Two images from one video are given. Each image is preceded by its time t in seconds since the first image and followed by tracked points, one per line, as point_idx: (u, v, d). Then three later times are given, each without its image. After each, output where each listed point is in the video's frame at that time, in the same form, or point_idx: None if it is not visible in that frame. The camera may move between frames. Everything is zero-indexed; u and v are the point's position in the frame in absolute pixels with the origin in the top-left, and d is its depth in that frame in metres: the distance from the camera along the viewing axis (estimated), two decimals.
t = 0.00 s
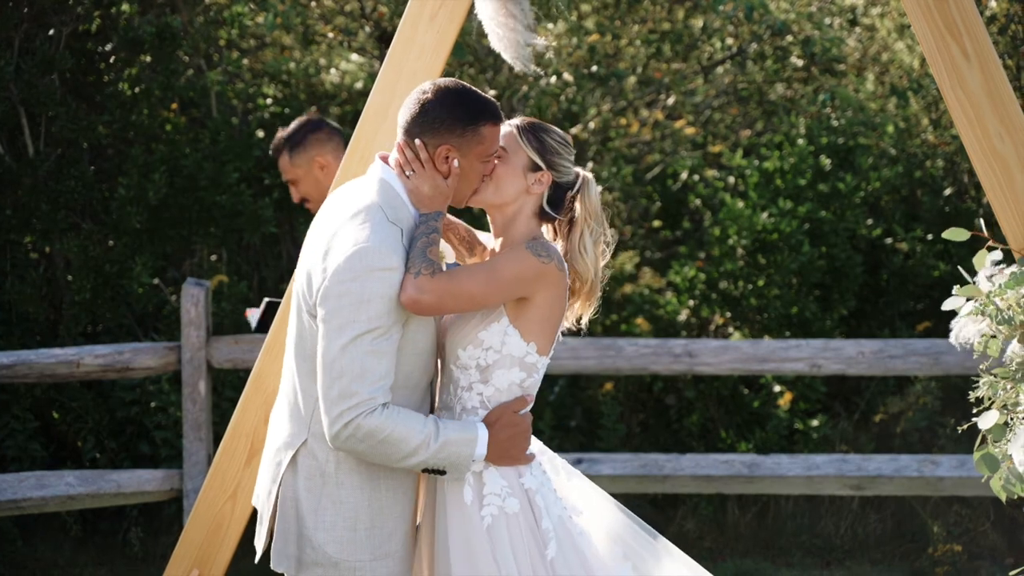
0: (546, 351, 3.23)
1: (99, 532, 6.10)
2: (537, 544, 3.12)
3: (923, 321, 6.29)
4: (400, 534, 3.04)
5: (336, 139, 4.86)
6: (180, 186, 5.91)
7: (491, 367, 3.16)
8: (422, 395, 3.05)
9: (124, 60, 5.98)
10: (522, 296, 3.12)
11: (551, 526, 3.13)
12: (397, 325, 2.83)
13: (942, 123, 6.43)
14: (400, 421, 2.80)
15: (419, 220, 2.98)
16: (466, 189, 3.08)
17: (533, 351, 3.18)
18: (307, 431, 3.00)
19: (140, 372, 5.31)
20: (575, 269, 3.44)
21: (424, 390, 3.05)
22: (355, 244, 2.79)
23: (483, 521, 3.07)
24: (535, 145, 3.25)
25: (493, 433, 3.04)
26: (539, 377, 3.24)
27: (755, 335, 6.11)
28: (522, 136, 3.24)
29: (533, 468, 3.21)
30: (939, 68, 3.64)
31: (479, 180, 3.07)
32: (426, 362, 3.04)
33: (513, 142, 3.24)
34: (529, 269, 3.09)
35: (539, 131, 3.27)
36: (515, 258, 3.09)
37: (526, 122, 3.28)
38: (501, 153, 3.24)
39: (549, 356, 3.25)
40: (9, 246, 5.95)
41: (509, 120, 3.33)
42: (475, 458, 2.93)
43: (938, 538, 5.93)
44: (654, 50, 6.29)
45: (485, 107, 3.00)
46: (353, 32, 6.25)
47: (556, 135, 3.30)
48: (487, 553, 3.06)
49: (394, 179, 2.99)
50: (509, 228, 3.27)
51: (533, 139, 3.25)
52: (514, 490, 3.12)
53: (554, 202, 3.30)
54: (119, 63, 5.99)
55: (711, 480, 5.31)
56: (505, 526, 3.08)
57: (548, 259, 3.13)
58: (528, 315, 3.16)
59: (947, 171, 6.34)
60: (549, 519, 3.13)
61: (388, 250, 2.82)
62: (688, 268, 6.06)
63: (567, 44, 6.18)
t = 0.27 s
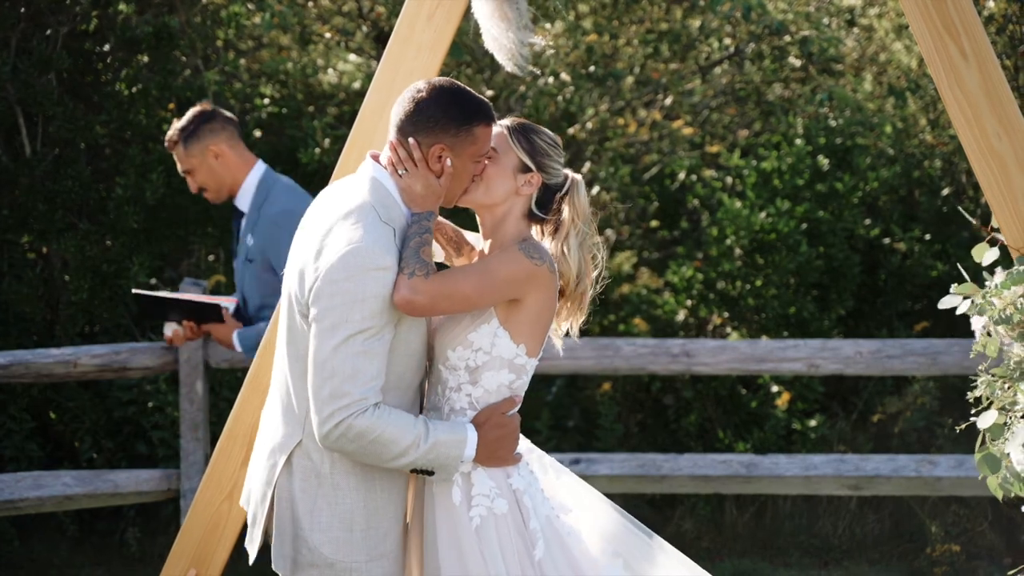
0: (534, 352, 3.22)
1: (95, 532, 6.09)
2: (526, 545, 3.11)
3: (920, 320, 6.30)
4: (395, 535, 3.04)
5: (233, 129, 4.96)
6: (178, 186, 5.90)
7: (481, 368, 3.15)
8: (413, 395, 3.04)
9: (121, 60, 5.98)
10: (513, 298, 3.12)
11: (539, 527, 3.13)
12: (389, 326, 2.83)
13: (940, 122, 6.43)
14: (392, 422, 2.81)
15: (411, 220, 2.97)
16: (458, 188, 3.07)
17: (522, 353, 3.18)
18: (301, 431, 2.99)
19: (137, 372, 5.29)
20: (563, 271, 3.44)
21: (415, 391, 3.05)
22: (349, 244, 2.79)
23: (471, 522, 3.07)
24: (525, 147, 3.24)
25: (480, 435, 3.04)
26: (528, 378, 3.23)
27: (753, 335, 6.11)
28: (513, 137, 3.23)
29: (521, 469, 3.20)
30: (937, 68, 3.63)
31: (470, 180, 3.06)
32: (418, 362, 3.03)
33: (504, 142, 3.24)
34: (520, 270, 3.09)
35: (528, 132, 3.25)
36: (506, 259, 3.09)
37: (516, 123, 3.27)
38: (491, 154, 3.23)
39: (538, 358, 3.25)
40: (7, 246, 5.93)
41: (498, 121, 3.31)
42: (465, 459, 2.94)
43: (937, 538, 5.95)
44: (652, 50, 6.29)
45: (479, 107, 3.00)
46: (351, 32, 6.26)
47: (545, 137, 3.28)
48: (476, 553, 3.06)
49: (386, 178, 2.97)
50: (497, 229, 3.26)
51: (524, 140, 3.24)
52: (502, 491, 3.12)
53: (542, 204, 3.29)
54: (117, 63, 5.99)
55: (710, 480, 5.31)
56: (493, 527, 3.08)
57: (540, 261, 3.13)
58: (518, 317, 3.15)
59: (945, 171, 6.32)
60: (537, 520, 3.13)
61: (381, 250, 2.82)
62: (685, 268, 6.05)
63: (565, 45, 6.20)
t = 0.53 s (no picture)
0: (526, 355, 3.22)
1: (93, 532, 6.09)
2: (515, 548, 3.11)
3: (918, 321, 6.28)
4: (387, 536, 3.04)
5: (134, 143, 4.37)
6: (175, 186, 5.91)
7: (472, 370, 3.14)
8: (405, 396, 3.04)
9: (119, 60, 5.97)
10: (506, 300, 3.11)
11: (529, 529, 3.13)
12: (381, 325, 2.84)
13: (937, 123, 6.38)
14: (383, 422, 2.81)
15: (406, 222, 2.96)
16: (453, 189, 3.06)
17: (514, 355, 3.18)
18: (294, 431, 2.99)
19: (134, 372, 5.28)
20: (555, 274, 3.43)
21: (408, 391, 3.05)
22: (343, 243, 2.79)
23: (461, 525, 3.07)
24: (519, 149, 3.24)
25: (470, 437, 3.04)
26: (519, 381, 3.23)
27: (750, 336, 6.11)
28: (507, 139, 3.23)
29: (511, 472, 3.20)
30: (933, 68, 3.62)
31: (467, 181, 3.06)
32: (411, 363, 3.03)
33: (499, 144, 3.23)
34: (514, 271, 3.09)
35: (523, 134, 3.25)
36: (499, 261, 3.08)
37: (512, 125, 3.26)
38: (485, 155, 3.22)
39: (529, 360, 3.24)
40: (4, 247, 5.90)
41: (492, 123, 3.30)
42: (455, 461, 2.94)
43: (934, 539, 5.95)
44: (649, 50, 6.30)
45: (476, 108, 2.99)
46: (348, 33, 6.30)
47: (540, 139, 3.28)
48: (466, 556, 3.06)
49: (381, 178, 2.97)
50: (490, 231, 3.25)
51: (519, 143, 3.24)
52: (492, 494, 3.12)
53: (536, 206, 3.29)
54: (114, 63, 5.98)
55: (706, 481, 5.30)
56: (482, 529, 3.08)
57: (533, 263, 3.12)
58: (512, 319, 3.15)
59: (942, 172, 6.30)
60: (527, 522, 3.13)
61: (375, 249, 2.82)
62: (683, 268, 6.05)
63: (562, 44, 6.21)
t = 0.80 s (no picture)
0: (520, 358, 3.22)
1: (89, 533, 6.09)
2: (506, 552, 3.12)
3: (915, 322, 6.29)
4: (379, 538, 3.04)
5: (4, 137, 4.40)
6: (172, 187, 5.92)
7: (464, 373, 3.15)
8: (398, 397, 3.04)
9: (116, 61, 5.97)
10: (498, 302, 3.11)
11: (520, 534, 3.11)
12: (371, 327, 2.84)
13: (935, 124, 6.39)
14: (372, 424, 2.82)
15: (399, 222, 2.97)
16: (446, 189, 3.06)
17: (507, 358, 3.18)
18: (286, 433, 3.00)
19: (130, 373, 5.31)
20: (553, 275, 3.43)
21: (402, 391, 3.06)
22: (333, 244, 2.80)
23: (451, 528, 3.08)
24: (514, 150, 3.23)
25: (462, 441, 3.07)
26: (513, 384, 3.23)
27: (747, 337, 6.14)
28: (502, 140, 3.23)
29: (503, 475, 3.20)
30: (929, 69, 3.62)
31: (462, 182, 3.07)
32: (404, 365, 3.04)
33: (493, 145, 3.22)
34: (505, 273, 3.08)
35: (518, 136, 3.25)
36: (491, 262, 3.08)
37: (508, 126, 3.26)
38: (479, 156, 3.22)
39: (523, 363, 3.24)
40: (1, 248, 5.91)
41: (486, 125, 3.31)
42: (444, 463, 2.96)
43: (932, 540, 5.98)
44: (646, 51, 6.29)
45: (468, 109, 2.99)
46: (345, 34, 6.26)
47: (537, 140, 3.27)
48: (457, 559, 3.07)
49: (373, 179, 2.98)
50: (486, 232, 3.26)
51: (513, 144, 3.23)
52: (484, 497, 3.14)
53: (531, 208, 3.28)
54: (111, 65, 5.98)
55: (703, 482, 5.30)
56: (473, 533, 3.09)
57: (526, 264, 3.12)
58: (504, 322, 3.15)
59: (940, 172, 6.31)
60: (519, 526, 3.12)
61: (365, 250, 2.83)
62: (679, 270, 6.07)
63: (559, 45, 6.19)
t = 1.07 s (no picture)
0: (511, 360, 3.22)
1: (88, 534, 6.08)
2: (498, 557, 3.10)
3: (914, 323, 6.29)
4: (368, 540, 3.05)
5: None
6: (171, 188, 5.91)
7: (454, 376, 3.15)
8: (389, 398, 3.05)
9: (114, 62, 5.96)
10: (486, 304, 3.10)
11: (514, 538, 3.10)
12: (353, 327, 2.84)
13: (934, 125, 6.38)
14: (354, 425, 2.83)
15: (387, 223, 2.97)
16: (435, 189, 3.06)
17: (497, 361, 3.18)
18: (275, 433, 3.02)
19: (129, 374, 5.29)
20: (552, 277, 3.42)
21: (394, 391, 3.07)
22: (313, 246, 2.81)
23: (439, 531, 3.06)
24: (509, 149, 3.23)
25: (451, 444, 3.03)
26: (506, 387, 3.24)
27: (746, 336, 6.15)
28: (496, 139, 3.23)
29: (497, 478, 3.18)
30: (928, 69, 3.62)
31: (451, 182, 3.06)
32: (394, 366, 3.05)
33: (487, 144, 3.23)
34: (491, 275, 3.07)
35: (514, 134, 3.25)
36: (477, 264, 3.07)
37: (505, 124, 3.26)
38: (472, 155, 3.23)
39: (515, 366, 3.24)
40: None
41: (487, 122, 3.31)
42: (430, 466, 2.95)
43: (931, 541, 5.99)
44: (645, 51, 6.30)
45: (455, 108, 2.98)
46: (343, 34, 6.26)
47: (533, 139, 3.28)
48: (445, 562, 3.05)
49: (361, 180, 2.99)
50: (480, 233, 3.27)
51: (508, 142, 3.24)
52: (474, 502, 3.12)
53: (527, 209, 3.27)
54: (110, 65, 5.97)
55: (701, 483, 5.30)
56: (461, 537, 3.07)
57: (512, 267, 3.11)
58: (494, 325, 3.15)
59: (939, 173, 6.30)
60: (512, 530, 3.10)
61: (347, 252, 2.83)
62: (678, 270, 6.05)
63: (559, 46, 6.16)
